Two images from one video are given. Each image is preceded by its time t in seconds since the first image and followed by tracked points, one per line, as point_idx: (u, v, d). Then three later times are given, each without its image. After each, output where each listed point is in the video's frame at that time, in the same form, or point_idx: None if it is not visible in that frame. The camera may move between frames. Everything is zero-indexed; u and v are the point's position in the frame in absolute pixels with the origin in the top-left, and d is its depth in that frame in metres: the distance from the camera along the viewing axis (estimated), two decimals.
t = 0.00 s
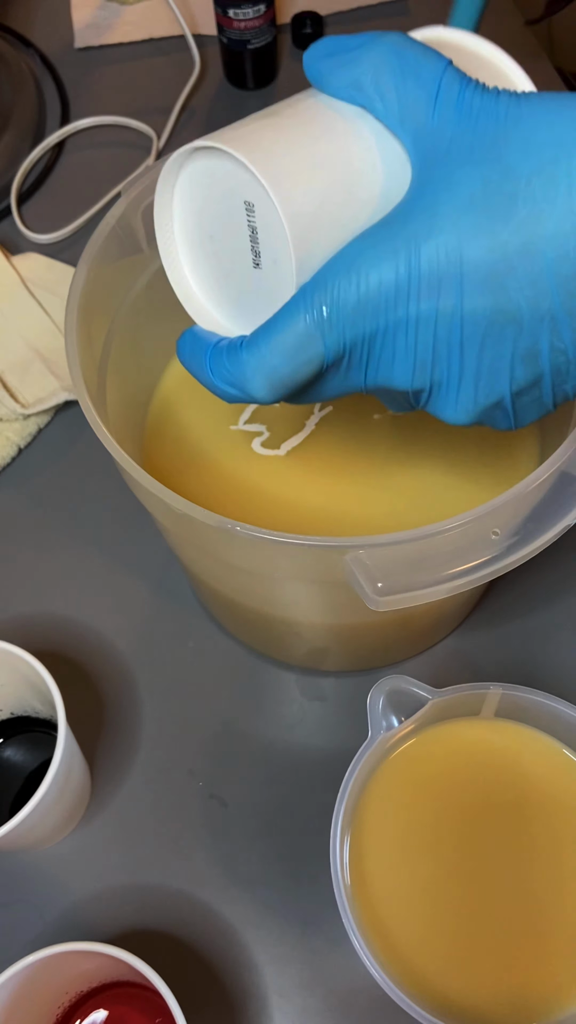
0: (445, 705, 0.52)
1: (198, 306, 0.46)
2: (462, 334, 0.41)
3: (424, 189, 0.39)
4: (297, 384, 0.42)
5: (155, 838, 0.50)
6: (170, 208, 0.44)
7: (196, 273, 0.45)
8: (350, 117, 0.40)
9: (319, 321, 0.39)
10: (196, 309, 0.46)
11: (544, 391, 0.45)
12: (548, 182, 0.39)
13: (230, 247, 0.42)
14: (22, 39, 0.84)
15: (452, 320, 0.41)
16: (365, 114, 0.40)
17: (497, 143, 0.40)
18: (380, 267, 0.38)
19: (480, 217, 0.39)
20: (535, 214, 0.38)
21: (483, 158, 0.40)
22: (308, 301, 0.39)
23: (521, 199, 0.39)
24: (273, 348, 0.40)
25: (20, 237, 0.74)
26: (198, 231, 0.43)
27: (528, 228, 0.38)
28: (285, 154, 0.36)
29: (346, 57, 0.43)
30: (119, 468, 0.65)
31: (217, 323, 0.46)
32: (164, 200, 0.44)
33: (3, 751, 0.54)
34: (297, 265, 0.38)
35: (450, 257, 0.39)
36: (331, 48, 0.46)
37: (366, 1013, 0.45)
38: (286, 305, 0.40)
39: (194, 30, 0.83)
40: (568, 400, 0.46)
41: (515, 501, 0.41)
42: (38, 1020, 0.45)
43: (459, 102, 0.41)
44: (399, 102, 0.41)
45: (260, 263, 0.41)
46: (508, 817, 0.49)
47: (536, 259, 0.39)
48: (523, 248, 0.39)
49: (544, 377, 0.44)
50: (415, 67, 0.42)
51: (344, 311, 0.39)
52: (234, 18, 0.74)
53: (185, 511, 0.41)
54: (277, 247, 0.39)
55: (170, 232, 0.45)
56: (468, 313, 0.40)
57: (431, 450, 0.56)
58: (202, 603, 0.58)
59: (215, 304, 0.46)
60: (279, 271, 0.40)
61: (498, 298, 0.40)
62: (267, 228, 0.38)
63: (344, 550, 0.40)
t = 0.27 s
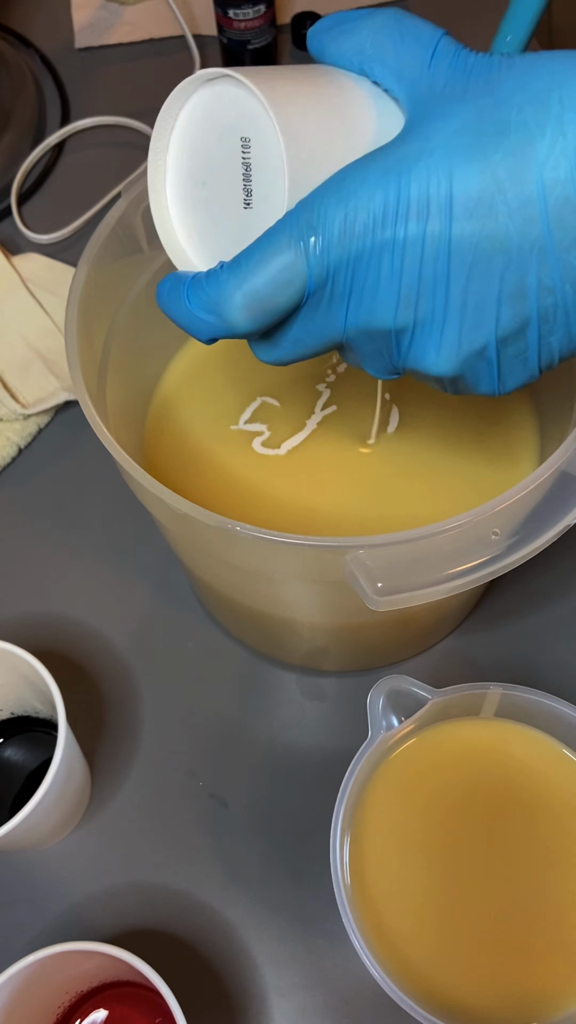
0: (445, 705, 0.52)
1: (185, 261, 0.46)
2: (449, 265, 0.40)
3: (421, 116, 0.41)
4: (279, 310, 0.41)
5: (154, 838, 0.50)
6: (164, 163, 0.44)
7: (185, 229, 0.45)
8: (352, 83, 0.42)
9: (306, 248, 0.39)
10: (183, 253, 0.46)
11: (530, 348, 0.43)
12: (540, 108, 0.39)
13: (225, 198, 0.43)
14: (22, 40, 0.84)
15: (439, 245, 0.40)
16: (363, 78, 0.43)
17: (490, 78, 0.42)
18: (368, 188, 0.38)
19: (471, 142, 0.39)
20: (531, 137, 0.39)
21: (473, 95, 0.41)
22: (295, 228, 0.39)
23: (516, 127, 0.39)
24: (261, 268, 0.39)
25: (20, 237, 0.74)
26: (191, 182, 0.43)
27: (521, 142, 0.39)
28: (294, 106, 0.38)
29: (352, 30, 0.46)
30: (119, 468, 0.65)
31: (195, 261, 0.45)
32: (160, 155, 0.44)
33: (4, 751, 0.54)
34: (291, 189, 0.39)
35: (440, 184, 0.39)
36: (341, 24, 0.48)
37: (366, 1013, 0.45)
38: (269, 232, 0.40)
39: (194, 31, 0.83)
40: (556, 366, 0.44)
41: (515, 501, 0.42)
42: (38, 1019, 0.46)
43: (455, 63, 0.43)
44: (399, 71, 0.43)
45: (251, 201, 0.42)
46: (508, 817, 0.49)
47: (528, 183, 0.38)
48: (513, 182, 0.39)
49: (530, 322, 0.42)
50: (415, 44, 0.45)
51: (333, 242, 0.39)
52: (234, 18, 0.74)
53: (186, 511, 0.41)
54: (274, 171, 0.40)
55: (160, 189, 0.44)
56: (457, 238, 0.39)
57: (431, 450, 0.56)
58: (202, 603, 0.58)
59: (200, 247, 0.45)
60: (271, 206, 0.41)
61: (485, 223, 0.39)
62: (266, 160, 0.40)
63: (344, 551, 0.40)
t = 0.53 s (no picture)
0: (445, 705, 0.52)
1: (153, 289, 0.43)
2: (410, 288, 0.39)
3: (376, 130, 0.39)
4: (241, 344, 0.40)
5: (155, 838, 0.50)
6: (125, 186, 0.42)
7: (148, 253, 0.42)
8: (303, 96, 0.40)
9: (266, 275, 0.38)
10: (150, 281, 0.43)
11: (498, 367, 0.42)
12: (497, 125, 0.38)
13: (184, 223, 0.40)
14: (22, 40, 0.84)
15: (400, 268, 0.39)
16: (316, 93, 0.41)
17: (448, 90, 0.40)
18: (324, 209, 0.37)
19: (428, 166, 0.38)
20: (493, 163, 0.37)
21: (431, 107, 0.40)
22: (253, 253, 0.38)
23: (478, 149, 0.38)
24: (219, 303, 0.38)
25: (20, 237, 0.74)
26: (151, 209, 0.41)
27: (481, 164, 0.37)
28: (242, 130, 0.36)
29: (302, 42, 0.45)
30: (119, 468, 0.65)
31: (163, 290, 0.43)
32: (119, 185, 0.42)
33: (4, 751, 0.54)
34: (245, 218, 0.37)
35: (396, 206, 0.37)
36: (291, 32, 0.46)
37: (366, 1013, 0.45)
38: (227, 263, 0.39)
39: (195, 31, 0.83)
40: (525, 382, 0.43)
41: (514, 501, 0.42)
42: (38, 1019, 0.46)
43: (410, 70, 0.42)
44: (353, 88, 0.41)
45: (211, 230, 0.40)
46: (508, 817, 0.49)
47: (487, 202, 0.37)
48: (478, 205, 0.37)
49: (496, 342, 0.41)
50: (368, 52, 0.43)
51: (289, 269, 0.38)
52: (234, 18, 0.75)
53: (185, 511, 0.41)
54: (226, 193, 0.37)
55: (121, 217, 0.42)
56: (417, 260, 0.38)
57: (432, 450, 0.56)
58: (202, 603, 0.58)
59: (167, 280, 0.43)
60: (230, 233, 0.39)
61: (447, 244, 0.38)
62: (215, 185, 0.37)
63: (344, 551, 0.40)
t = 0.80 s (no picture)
0: (445, 705, 0.52)
1: (139, 368, 0.44)
2: (402, 380, 0.41)
3: (345, 239, 0.38)
4: (244, 451, 0.41)
5: (155, 838, 0.50)
6: (105, 305, 0.42)
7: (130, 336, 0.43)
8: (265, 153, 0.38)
9: (258, 392, 0.39)
10: (136, 367, 0.44)
11: (495, 429, 0.44)
12: (474, 197, 0.38)
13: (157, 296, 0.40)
14: (22, 40, 0.84)
15: (391, 370, 0.40)
16: (275, 151, 0.39)
17: (422, 172, 0.39)
18: (307, 313, 0.37)
19: (407, 259, 0.37)
20: (470, 229, 0.37)
21: (402, 208, 0.38)
22: (242, 363, 0.38)
23: (454, 214, 0.38)
24: (217, 413, 0.39)
25: (20, 237, 0.74)
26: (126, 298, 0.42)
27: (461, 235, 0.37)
28: (200, 204, 0.34)
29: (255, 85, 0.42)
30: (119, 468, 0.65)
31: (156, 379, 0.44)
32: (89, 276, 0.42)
33: (3, 751, 0.54)
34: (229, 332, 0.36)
35: (381, 312, 0.38)
36: (236, 80, 0.43)
37: (366, 1013, 0.45)
38: (221, 372, 0.39)
39: (195, 30, 0.83)
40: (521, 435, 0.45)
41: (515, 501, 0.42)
42: (38, 1019, 0.46)
43: (374, 140, 0.39)
44: (312, 141, 0.39)
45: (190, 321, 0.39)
46: (508, 817, 0.49)
47: (473, 265, 0.38)
48: (460, 271, 0.38)
49: (492, 413, 0.42)
50: (326, 97, 0.40)
51: (279, 362, 0.38)
52: (234, 18, 0.74)
53: (186, 511, 0.41)
54: (205, 311, 0.36)
55: (97, 302, 0.42)
56: (405, 357, 0.39)
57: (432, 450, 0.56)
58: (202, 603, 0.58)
59: (151, 359, 0.43)
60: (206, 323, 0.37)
61: (435, 338, 0.39)
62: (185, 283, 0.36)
63: (345, 550, 0.41)
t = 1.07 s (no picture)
0: (445, 705, 0.52)
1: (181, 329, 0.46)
2: (412, 360, 0.42)
3: (354, 227, 0.39)
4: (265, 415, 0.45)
5: (155, 839, 0.50)
6: (131, 261, 0.44)
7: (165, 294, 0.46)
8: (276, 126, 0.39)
9: (271, 362, 0.41)
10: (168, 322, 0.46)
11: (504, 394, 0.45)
12: (477, 179, 0.37)
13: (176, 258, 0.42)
14: (22, 40, 0.84)
15: (402, 353, 0.42)
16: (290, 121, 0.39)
17: (431, 155, 0.39)
18: (323, 305, 0.39)
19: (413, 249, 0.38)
20: (473, 220, 0.37)
21: (412, 186, 0.39)
22: (263, 342, 0.41)
23: (459, 199, 0.38)
24: (240, 390, 0.43)
25: (20, 237, 0.74)
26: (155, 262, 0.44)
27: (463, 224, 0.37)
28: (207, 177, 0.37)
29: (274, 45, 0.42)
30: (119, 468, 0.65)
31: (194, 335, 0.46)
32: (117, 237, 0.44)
33: (3, 751, 0.54)
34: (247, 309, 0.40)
35: (391, 294, 0.39)
36: (253, 37, 0.42)
37: (366, 1013, 0.45)
38: (245, 348, 0.42)
39: (194, 30, 0.83)
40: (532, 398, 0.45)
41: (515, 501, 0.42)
42: (38, 1020, 0.45)
43: (387, 117, 0.39)
44: (326, 119, 0.39)
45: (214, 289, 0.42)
46: (509, 817, 0.49)
47: (476, 248, 0.38)
48: (465, 259, 0.38)
49: (499, 383, 0.43)
50: (338, 65, 0.39)
51: (297, 345, 0.40)
52: (234, 18, 0.75)
53: (186, 511, 0.41)
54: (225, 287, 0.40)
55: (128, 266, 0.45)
56: (416, 340, 0.41)
57: (433, 450, 0.56)
58: (202, 603, 0.58)
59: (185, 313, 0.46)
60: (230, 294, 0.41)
61: (443, 328, 0.40)
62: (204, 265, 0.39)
63: (345, 551, 0.41)
